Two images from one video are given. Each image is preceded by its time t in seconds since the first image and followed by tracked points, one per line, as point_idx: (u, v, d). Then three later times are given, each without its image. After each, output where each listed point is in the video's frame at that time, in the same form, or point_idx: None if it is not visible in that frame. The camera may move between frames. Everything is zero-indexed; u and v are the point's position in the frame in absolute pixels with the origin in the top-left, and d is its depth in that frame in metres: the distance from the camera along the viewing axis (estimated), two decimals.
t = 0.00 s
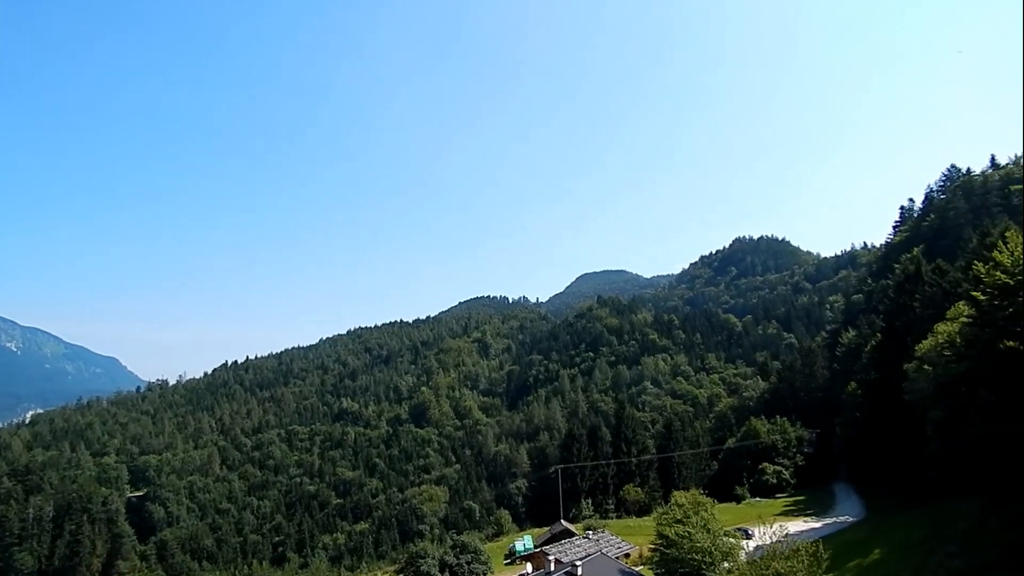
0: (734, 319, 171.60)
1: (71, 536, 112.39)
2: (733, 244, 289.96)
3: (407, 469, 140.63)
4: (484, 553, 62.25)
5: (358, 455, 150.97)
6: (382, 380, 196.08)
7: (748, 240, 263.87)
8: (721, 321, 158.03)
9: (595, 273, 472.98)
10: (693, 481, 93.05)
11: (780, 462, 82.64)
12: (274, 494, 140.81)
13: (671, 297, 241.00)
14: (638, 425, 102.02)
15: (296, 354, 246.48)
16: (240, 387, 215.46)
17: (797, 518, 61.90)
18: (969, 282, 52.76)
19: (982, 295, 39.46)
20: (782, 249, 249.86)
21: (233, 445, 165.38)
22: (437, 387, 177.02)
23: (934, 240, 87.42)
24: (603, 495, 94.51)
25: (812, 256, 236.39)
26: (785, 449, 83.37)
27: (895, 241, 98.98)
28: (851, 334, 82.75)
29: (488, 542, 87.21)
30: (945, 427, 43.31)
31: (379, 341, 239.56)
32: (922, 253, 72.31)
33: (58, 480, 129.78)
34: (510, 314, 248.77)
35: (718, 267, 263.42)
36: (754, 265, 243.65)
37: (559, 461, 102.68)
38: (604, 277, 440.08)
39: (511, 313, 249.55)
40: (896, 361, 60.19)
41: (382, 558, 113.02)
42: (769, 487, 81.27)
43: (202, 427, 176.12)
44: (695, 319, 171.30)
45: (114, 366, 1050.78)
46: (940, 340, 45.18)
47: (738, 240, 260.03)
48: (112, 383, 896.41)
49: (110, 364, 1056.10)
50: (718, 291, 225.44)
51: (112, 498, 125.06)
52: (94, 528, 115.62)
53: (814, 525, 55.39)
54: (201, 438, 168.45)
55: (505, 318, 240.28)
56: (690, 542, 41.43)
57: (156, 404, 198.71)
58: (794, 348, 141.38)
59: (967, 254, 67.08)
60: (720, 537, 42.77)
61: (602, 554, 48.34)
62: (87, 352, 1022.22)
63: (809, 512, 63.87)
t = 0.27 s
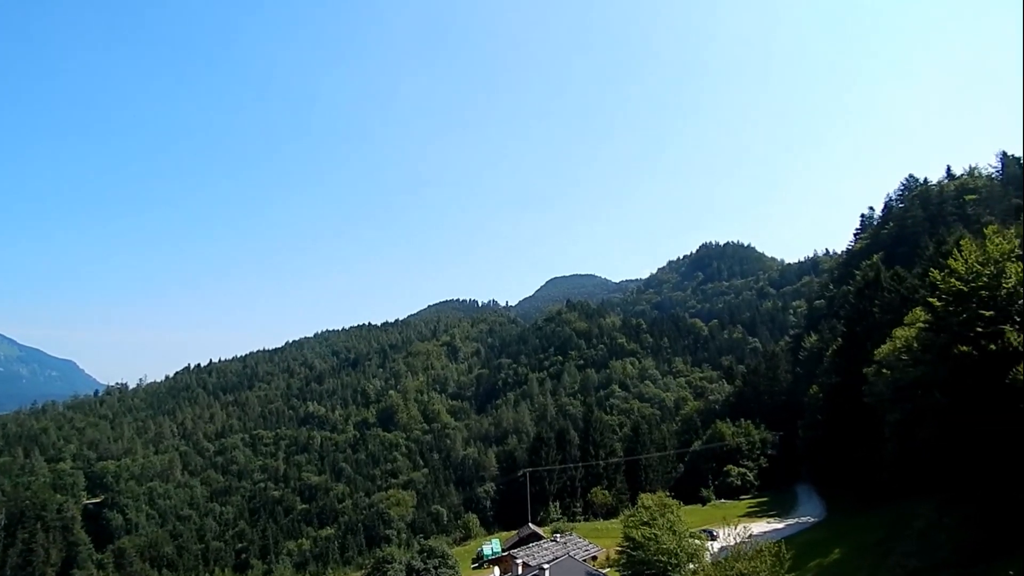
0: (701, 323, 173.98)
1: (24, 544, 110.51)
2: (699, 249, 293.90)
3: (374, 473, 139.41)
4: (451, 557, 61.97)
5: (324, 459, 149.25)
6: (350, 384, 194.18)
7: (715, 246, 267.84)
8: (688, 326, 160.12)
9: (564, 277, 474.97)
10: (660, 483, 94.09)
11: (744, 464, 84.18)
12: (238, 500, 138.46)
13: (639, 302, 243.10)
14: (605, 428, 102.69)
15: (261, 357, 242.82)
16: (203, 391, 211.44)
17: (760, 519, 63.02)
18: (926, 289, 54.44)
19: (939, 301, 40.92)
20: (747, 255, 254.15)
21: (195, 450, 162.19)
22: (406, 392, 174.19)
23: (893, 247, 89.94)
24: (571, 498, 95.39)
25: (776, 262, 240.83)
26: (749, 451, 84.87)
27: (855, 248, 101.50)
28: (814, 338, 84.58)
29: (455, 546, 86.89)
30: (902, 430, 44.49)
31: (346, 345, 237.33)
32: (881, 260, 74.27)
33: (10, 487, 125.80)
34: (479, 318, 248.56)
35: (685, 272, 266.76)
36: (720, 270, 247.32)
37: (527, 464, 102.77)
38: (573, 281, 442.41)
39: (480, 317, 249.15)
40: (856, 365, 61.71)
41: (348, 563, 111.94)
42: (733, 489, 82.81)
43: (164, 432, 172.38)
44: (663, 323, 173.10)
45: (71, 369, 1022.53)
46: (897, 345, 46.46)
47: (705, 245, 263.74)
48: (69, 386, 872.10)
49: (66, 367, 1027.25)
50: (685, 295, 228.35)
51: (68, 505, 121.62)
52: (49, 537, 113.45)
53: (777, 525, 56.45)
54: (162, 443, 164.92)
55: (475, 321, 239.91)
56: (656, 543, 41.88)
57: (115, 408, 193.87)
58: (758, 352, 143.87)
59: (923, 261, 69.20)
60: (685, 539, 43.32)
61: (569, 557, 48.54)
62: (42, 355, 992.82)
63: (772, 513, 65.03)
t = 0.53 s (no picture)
0: (668, 328, 175.95)
1: None
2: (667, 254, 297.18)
3: (341, 478, 137.74)
4: (419, 562, 61.45)
5: (289, 464, 147.08)
6: (316, 388, 191.74)
7: (682, 251, 271.18)
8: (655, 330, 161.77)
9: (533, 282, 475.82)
10: (627, 486, 94.78)
11: (710, 467, 85.43)
12: (200, 507, 135.55)
13: (608, 306, 244.73)
14: (574, 432, 103.01)
15: (225, 361, 238.43)
16: (164, 395, 206.75)
17: (725, 520, 63.87)
18: (885, 295, 55.83)
19: (897, 306, 41.94)
20: (714, 260, 257.85)
21: (156, 455, 158.44)
22: (373, 395, 173.39)
23: (854, 253, 92.16)
24: (539, 501, 95.20)
25: (742, 267, 244.66)
26: (714, 455, 86.16)
27: (818, 254, 103.72)
28: (777, 343, 86.10)
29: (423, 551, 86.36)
30: (863, 432, 45.43)
31: (313, 348, 234.38)
32: (843, 266, 75.98)
33: None
34: (448, 321, 247.62)
35: (653, 277, 269.49)
36: (687, 275, 250.43)
37: (495, 468, 102.43)
38: (542, 285, 443.72)
39: (449, 320, 248.22)
40: (819, 369, 63.05)
41: (314, 570, 110.39)
42: (699, 491, 83.79)
43: (123, 438, 168.08)
44: (631, 327, 174.58)
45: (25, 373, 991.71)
46: (858, 350, 47.41)
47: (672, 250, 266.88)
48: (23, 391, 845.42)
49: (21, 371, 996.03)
50: (653, 300, 230.69)
51: (21, 514, 117.71)
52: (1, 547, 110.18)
53: (741, 527, 57.22)
54: (121, 449, 160.81)
55: (444, 325, 239.09)
56: (623, 546, 42.10)
57: (72, 413, 188.39)
58: (724, 356, 145.95)
59: (882, 268, 71.02)
60: (652, 541, 43.66)
61: (537, 561, 48.55)
62: None
63: (737, 515, 65.93)
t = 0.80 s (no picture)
0: (638, 332, 177.41)
1: None
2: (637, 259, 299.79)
3: (309, 484, 135.92)
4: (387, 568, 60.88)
5: (256, 470, 144.75)
6: (284, 392, 189.07)
7: (652, 255, 273.80)
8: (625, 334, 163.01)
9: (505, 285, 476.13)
10: (597, 489, 95.22)
11: (678, 469, 86.39)
12: (163, 514, 132.60)
13: (578, 310, 245.87)
14: (544, 435, 103.00)
15: (191, 365, 233.87)
16: (126, 401, 201.97)
17: (693, 522, 64.56)
18: (848, 299, 57.03)
19: (860, 311, 42.87)
20: (683, 265, 260.89)
21: (117, 462, 154.63)
22: (342, 400, 171.26)
23: (819, 259, 93.99)
24: (510, 505, 94.41)
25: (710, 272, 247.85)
26: (683, 457, 87.13)
27: (784, 259, 105.54)
28: (745, 346, 87.35)
29: (391, 557, 85.97)
30: (827, 435, 46.25)
31: (281, 352, 231.17)
32: (808, 272, 77.46)
33: None
34: (419, 325, 246.33)
35: (624, 281, 271.56)
36: (657, 279, 252.91)
37: (466, 472, 101.84)
38: (513, 289, 444.14)
39: (420, 324, 246.89)
40: (784, 372, 64.16)
41: None
42: (669, 494, 84.25)
43: (83, 444, 163.71)
44: (601, 331, 175.67)
45: None
46: (823, 353, 48.30)
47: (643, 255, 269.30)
48: None
49: None
50: (624, 304, 232.42)
51: None
52: None
53: (709, 529, 57.87)
54: (81, 456, 156.56)
55: (414, 329, 237.85)
56: (592, 549, 42.21)
57: (29, 419, 182.90)
58: (693, 360, 147.59)
59: (846, 273, 72.57)
60: (621, 544, 43.87)
61: (507, 565, 48.51)
62: None
63: (705, 517, 66.68)
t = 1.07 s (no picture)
0: (610, 335, 178.63)
1: None
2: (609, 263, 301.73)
3: (278, 489, 134.02)
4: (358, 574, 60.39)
5: (223, 476, 142.34)
6: (253, 397, 186.34)
7: (624, 260, 276.02)
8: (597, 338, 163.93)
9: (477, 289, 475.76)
10: (569, 493, 95.61)
11: (649, 472, 87.28)
12: (127, 522, 129.60)
13: (551, 314, 246.50)
14: (517, 439, 102.65)
15: (157, 369, 229.31)
16: (89, 405, 197.22)
17: (663, 525, 65.22)
18: (815, 305, 58.12)
19: (825, 316, 43.60)
20: (655, 270, 263.42)
21: (79, 469, 150.83)
22: (313, 404, 169.45)
23: (787, 265, 95.58)
24: (481, 510, 94.57)
25: (681, 277, 250.49)
26: (654, 460, 88.04)
27: (753, 264, 107.17)
28: (714, 350, 88.47)
29: (361, 563, 86.55)
30: (794, 438, 47.07)
31: (250, 356, 227.82)
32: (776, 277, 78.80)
33: None
34: (391, 329, 244.86)
35: (596, 285, 273.20)
36: (629, 284, 254.90)
37: (437, 477, 100.88)
38: (487, 292, 444.20)
39: (392, 328, 245.23)
40: (753, 377, 65.16)
41: None
42: (640, 497, 85.84)
43: (43, 451, 159.33)
44: (573, 335, 176.43)
45: None
46: (790, 358, 49.08)
47: (615, 259, 271.24)
48: None
49: None
50: (596, 308, 233.77)
51: None
52: None
53: (679, 532, 58.48)
54: (41, 463, 152.33)
55: (386, 332, 236.22)
56: (564, 553, 42.28)
57: None
58: (664, 364, 149.05)
59: (812, 279, 74.00)
60: (593, 547, 44.04)
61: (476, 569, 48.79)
62: None
63: (675, 519, 67.42)
